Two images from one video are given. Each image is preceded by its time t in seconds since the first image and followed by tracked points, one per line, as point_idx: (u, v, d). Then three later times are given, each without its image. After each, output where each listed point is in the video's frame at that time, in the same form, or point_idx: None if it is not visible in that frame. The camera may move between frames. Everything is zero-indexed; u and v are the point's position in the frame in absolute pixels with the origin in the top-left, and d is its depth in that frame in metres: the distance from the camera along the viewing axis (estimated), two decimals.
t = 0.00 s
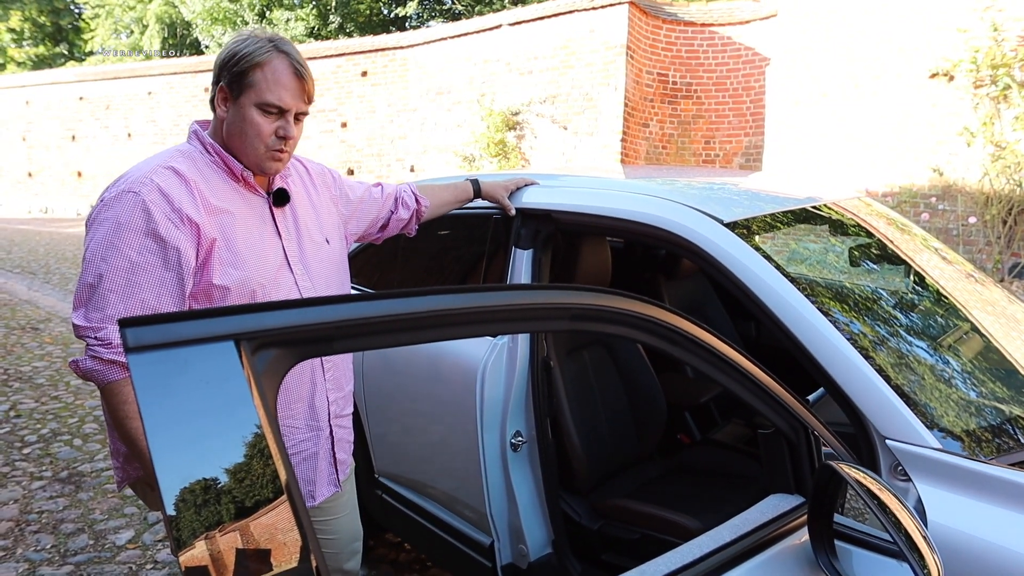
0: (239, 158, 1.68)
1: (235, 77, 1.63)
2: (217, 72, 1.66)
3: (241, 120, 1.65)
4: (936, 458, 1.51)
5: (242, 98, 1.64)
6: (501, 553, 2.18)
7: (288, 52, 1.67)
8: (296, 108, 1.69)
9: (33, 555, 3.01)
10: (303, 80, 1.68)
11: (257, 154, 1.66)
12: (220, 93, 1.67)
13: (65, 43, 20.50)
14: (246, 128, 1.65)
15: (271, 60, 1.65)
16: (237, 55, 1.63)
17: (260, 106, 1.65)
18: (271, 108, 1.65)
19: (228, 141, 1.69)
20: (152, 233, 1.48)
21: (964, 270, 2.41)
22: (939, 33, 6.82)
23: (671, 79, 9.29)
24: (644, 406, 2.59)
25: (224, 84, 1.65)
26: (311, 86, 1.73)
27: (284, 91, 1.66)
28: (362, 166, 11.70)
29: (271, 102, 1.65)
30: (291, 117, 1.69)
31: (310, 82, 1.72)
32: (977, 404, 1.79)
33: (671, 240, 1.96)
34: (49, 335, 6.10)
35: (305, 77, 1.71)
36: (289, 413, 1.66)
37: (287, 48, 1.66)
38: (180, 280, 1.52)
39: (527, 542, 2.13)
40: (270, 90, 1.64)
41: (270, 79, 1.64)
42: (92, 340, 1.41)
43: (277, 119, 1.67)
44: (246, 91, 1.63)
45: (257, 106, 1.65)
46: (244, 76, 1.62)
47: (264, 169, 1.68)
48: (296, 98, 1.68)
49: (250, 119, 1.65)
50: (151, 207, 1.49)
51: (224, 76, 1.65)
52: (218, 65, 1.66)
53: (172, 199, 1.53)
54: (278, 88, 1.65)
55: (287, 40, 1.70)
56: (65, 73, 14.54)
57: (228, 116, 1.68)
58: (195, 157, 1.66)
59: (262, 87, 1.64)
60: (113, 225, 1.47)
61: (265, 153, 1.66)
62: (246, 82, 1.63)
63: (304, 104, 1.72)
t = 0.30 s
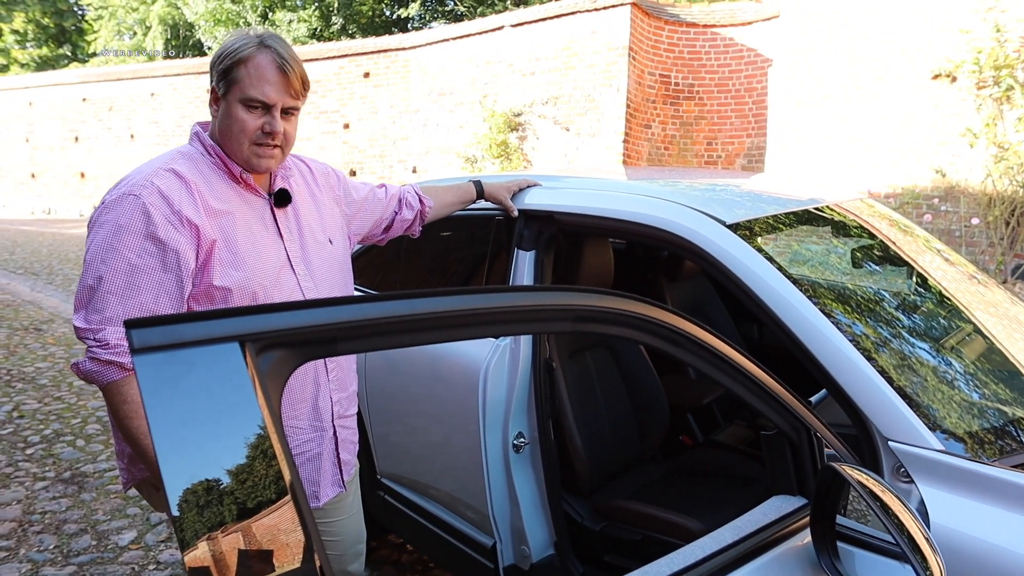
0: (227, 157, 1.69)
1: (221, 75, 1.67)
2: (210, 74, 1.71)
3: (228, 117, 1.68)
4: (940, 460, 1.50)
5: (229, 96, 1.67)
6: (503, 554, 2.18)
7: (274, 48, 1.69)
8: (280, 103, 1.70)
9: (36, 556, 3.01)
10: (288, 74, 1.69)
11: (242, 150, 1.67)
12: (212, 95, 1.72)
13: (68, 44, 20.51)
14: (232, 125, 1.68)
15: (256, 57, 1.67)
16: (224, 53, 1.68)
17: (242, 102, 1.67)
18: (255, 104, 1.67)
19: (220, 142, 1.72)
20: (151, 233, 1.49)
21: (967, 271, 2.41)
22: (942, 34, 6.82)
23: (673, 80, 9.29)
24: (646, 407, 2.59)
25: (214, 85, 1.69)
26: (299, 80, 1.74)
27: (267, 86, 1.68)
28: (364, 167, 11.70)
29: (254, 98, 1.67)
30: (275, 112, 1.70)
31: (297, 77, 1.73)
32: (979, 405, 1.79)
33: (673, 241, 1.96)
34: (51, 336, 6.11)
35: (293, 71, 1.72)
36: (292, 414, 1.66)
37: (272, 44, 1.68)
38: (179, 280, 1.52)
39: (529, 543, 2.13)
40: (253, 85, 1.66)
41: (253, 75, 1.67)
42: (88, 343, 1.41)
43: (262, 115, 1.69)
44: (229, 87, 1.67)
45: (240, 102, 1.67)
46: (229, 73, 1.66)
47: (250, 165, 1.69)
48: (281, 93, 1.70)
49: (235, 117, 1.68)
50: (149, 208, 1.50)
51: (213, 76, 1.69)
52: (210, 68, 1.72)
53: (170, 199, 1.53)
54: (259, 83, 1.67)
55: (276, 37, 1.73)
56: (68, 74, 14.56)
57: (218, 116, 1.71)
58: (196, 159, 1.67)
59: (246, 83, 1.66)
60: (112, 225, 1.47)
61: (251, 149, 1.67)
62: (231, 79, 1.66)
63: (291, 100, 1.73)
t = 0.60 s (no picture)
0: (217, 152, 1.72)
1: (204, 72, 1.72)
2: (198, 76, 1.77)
3: (214, 113, 1.72)
4: (936, 459, 1.51)
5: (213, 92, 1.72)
6: (501, 555, 2.18)
7: (251, 40, 1.73)
8: (260, 92, 1.73)
9: (34, 558, 3.01)
10: (265, 62, 1.72)
11: (227, 142, 1.70)
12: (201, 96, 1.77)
13: (66, 45, 20.47)
14: (217, 118, 1.71)
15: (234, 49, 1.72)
16: (207, 48, 1.73)
17: (225, 93, 1.72)
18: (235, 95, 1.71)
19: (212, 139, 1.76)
20: (145, 218, 1.49)
21: (965, 271, 2.41)
22: (940, 35, 6.83)
23: (671, 80, 9.30)
24: (645, 408, 2.59)
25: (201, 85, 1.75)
26: (278, 67, 1.75)
27: (246, 76, 1.71)
28: (363, 168, 11.70)
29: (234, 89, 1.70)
30: (256, 100, 1.73)
31: (275, 63, 1.74)
32: (978, 405, 1.79)
33: (671, 242, 1.96)
34: (50, 337, 6.11)
35: (273, 59, 1.75)
36: (292, 414, 1.66)
37: (248, 35, 1.72)
38: (173, 267, 1.50)
39: (528, 544, 2.13)
40: (232, 75, 1.70)
41: (232, 67, 1.71)
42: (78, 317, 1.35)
43: (245, 106, 1.72)
44: (212, 80, 1.71)
45: (223, 93, 1.72)
46: (210, 68, 1.71)
47: (238, 157, 1.71)
48: (261, 82, 1.73)
49: (219, 110, 1.71)
50: (145, 195, 1.51)
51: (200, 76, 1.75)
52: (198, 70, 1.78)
53: (166, 190, 1.55)
54: (237, 72, 1.71)
55: (258, 30, 1.77)
56: (67, 75, 14.54)
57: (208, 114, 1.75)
58: (193, 158, 1.68)
59: (225, 76, 1.70)
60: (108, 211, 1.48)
61: (237, 140, 1.70)
62: (212, 72, 1.71)
63: (272, 89, 1.75)
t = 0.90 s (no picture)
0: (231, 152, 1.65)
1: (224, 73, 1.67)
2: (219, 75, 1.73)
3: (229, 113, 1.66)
4: (938, 462, 1.50)
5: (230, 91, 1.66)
6: (501, 557, 2.17)
7: (271, 38, 1.67)
8: (277, 91, 1.66)
9: (33, 559, 3.01)
10: (284, 61, 1.65)
11: (242, 143, 1.63)
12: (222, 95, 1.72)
13: (66, 47, 20.44)
14: (231, 118, 1.65)
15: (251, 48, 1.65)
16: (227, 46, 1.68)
17: (242, 92, 1.65)
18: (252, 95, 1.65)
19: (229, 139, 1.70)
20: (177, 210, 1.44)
21: (965, 273, 2.41)
22: (940, 37, 6.83)
23: (671, 82, 9.30)
24: (645, 410, 2.58)
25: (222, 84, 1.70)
26: (297, 69, 1.68)
27: (261, 73, 1.65)
28: (363, 170, 11.70)
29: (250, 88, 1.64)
30: (273, 101, 1.66)
31: (293, 65, 1.67)
32: (978, 407, 1.78)
33: (671, 243, 1.95)
34: (49, 339, 6.10)
35: (292, 59, 1.67)
36: (315, 424, 1.57)
37: (268, 34, 1.66)
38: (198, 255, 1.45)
39: (528, 546, 2.12)
40: (247, 72, 1.64)
41: (248, 66, 1.64)
42: (105, 271, 1.35)
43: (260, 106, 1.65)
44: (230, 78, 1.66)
45: (240, 92, 1.66)
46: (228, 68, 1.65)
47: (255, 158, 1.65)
48: (277, 81, 1.66)
49: (234, 109, 1.65)
50: (174, 178, 1.48)
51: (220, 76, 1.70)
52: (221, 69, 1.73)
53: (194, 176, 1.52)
54: (255, 71, 1.64)
55: (280, 29, 1.70)
56: (67, 77, 14.54)
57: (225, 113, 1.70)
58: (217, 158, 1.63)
59: (242, 75, 1.65)
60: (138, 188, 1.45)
61: (251, 141, 1.64)
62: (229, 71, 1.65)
63: (291, 89, 1.68)
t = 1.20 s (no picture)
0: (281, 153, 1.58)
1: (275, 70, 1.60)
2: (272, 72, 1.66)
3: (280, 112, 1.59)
4: (944, 465, 1.49)
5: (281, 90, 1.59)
6: (502, 559, 2.16)
7: (326, 36, 1.59)
8: (329, 92, 1.58)
9: (33, 562, 3.00)
10: (338, 61, 1.57)
11: (291, 145, 1.56)
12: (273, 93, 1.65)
13: (68, 48, 20.45)
14: (282, 118, 1.58)
15: (305, 47, 1.57)
16: (279, 43, 1.60)
17: (292, 92, 1.58)
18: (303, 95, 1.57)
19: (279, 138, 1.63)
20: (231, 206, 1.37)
21: (967, 273, 2.40)
22: (942, 36, 6.82)
23: (672, 83, 9.30)
24: (646, 410, 2.58)
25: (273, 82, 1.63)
26: (350, 69, 1.59)
27: (314, 74, 1.57)
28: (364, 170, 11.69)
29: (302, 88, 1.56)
30: (324, 102, 1.58)
31: (346, 64, 1.58)
32: (981, 408, 1.77)
33: (671, 244, 1.94)
34: (50, 340, 6.10)
35: (345, 58, 1.59)
36: (353, 437, 1.48)
37: (323, 32, 1.58)
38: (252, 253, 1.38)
39: (529, 548, 2.11)
40: (299, 72, 1.56)
41: (300, 65, 1.57)
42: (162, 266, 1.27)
43: (311, 106, 1.57)
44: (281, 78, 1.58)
45: (291, 93, 1.58)
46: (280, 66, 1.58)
47: (304, 159, 1.57)
48: (330, 82, 1.58)
49: (285, 109, 1.58)
50: (228, 173, 1.42)
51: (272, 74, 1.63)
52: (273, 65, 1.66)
53: (246, 171, 1.46)
54: (305, 70, 1.56)
55: (336, 26, 1.62)
56: (68, 78, 14.56)
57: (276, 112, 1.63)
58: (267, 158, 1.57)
59: (294, 74, 1.57)
60: (191, 183, 1.39)
61: (301, 143, 1.56)
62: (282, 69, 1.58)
63: (344, 90, 1.60)
